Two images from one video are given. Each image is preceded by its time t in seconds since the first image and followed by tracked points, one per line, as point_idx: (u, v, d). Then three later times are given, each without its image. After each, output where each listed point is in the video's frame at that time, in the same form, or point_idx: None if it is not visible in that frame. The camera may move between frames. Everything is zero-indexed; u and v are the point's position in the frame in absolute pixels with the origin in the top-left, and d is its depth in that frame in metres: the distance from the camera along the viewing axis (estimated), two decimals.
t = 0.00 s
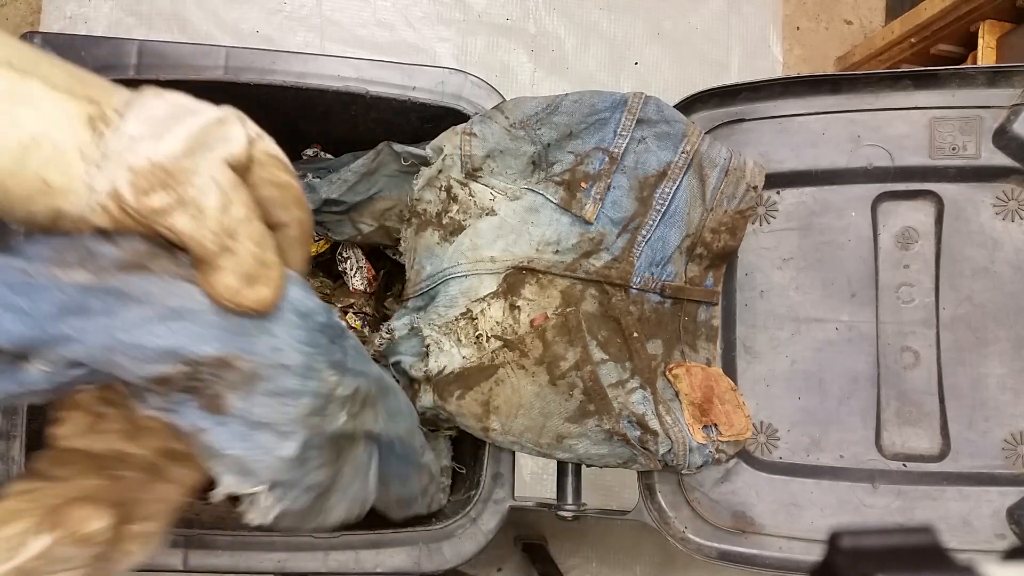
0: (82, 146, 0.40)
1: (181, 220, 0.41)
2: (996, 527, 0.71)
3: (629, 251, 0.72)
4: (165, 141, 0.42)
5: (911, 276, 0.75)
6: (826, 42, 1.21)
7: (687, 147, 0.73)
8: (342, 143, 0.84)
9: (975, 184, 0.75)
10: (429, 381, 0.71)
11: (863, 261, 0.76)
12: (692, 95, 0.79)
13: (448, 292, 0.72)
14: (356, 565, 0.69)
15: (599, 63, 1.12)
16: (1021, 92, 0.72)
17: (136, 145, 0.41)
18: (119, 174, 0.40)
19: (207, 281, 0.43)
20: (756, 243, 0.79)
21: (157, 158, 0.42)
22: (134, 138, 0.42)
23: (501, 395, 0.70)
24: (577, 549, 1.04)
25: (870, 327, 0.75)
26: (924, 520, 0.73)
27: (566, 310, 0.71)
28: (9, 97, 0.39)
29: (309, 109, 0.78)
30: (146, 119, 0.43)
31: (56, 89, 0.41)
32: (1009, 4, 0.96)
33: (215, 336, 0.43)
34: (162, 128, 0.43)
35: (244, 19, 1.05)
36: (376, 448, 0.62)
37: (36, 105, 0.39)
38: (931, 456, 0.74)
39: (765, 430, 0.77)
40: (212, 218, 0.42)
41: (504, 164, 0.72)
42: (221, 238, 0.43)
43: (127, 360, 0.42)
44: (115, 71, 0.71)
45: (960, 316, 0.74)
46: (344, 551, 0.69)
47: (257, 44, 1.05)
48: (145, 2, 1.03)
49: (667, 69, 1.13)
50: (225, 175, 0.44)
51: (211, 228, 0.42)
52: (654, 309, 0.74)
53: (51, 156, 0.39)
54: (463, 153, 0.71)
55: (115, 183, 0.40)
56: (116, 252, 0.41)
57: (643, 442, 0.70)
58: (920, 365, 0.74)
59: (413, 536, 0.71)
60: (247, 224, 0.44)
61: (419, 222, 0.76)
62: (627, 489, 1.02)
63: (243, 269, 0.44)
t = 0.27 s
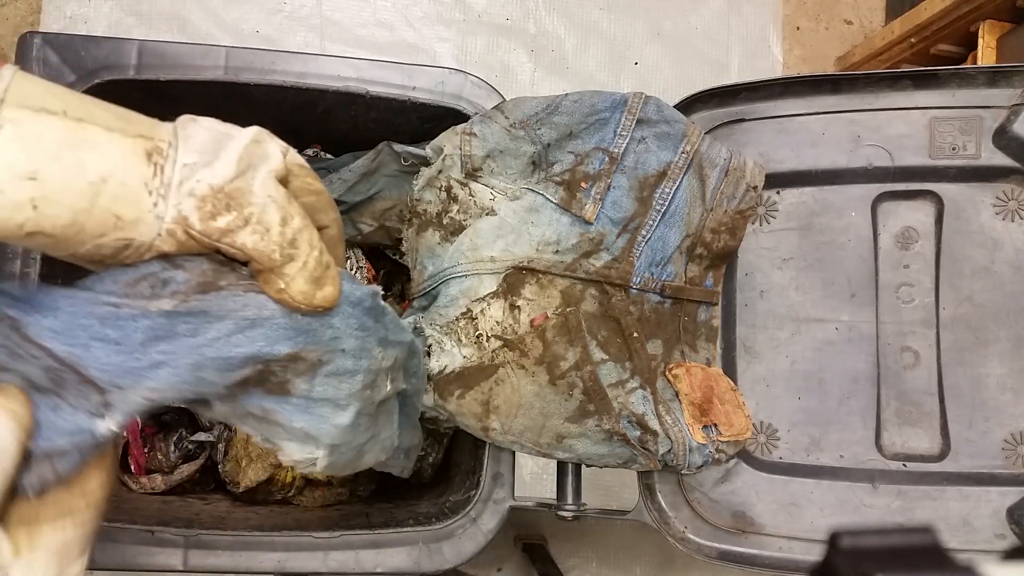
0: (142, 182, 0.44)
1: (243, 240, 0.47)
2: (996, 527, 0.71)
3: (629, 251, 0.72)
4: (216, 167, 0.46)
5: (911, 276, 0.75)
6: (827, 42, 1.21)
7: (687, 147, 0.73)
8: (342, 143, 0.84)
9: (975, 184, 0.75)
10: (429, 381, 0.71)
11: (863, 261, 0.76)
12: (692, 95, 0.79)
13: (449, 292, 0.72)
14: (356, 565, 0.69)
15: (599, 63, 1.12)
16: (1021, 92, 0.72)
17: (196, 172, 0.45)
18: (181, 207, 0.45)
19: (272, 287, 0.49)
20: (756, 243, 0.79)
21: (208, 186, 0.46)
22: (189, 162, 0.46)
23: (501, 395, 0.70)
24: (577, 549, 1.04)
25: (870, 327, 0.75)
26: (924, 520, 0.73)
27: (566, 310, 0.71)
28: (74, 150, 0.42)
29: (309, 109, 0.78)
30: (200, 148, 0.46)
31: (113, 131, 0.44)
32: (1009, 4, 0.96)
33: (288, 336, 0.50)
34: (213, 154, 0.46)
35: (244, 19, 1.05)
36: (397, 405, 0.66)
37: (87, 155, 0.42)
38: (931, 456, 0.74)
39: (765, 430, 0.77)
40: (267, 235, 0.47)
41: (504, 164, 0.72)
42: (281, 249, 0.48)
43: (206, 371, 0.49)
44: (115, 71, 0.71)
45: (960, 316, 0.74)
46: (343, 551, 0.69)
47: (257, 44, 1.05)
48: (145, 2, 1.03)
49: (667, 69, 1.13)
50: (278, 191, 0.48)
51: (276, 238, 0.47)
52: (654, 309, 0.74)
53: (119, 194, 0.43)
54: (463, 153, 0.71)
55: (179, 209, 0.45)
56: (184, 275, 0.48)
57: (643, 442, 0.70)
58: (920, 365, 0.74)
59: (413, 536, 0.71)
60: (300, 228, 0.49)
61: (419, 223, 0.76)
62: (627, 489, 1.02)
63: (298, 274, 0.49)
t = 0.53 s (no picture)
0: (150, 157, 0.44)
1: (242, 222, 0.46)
2: (996, 527, 0.71)
3: (629, 251, 0.72)
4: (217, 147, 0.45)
5: (911, 276, 0.75)
6: (827, 42, 1.21)
7: (687, 147, 0.73)
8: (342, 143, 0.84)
9: (975, 184, 0.75)
10: (429, 382, 0.71)
11: (863, 261, 0.76)
12: (692, 95, 0.79)
13: (449, 292, 0.72)
14: (355, 565, 0.69)
15: (599, 63, 1.12)
16: (1020, 92, 0.72)
17: (197, 149, 0.45)
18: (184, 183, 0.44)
19: (270, 266, 0.48)
20: (756, 243, 0.79)
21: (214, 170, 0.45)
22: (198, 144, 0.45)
23: (501, 395, 0.70)
24: (577, 549, 1.04)
25: (870, 327, 0.75)
26: (924, 520, 0.73)
27: (566, 310, 0.71)
28: (88, 117, 0.42)
29: (309, 109, 0.78)
30: (208, 130, 0.46)
31: (126, 103, 0.44)
32: (1009, 4, 0.96)
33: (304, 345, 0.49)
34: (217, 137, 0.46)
35: (244, 19, 1.05)
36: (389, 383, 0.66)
37: (97, 125, 0.42)
38: (931, 456, 0.74)
39: (765, 430, 0.77)
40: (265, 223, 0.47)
41: (504, 164, 0.72)
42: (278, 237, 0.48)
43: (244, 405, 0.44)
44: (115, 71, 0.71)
45: (960, 316, 0.74)
46: (343, 551, 0.69)
47: (257, 44, 1.05)
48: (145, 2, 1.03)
49: (667, 69, 1.13)
50: (279, 173, 0.48)
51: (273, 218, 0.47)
52: (654, 309, 0.74)
53: (127, 169, 0.43)
54: (462, 153, 0.71)
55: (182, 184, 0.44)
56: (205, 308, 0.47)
57: (643, 442, 0.70)
58: (920, 365, 0.74)
59: (414, 536, 0.71)
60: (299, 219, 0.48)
61: (419, 223, 0.76)
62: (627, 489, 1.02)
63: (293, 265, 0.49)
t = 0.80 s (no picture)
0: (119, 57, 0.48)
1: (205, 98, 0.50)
2: (996, 527, 0.71)
3: (629, 252, 0.72)
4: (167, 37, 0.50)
5: (911, 276, 0.75)
6: (827, 42, 1.21)
7: (687, 147, 0.73)
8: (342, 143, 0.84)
9: (975, 184, 0.75)
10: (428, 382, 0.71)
11: (863, 261, 0.76)
12: (692, 95, 0.79)
13: (448, 292, 0.72)
14: (356, 565, 0.69)
15: (599, 63, 1.12)
16: (1020, 92, 0.72)
17: (153, 42, 0.49)
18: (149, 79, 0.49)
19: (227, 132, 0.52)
20: (756, 243, 0.79)
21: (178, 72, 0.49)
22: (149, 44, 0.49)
23: (501, 395, 0.70)
24: (577, 549, 1.04)
25: (870, 327, 0.75)
26: (924, 520, 0.73)
27: (566, 310, 0.71)
28: (59, 24, 0.46)
29: (309, 109, 0.78)
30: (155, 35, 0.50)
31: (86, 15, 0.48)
32: (1009, 5, 0.96)
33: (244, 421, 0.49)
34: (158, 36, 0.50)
35: (244, 19, 1.05)
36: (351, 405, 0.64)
37: (79, 31, 0.47)
38: (931, 456, 0.74)
39: (765, 430, 0.77)
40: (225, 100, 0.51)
41: (505, 164, 0.72)
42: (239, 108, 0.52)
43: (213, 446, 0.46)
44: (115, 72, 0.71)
45: (960, 316, 0.74)
46: (343, 551, 0.69)
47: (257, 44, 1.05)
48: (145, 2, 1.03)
49: (668, 69, 1.13)
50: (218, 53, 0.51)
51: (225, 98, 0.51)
52: (654, 309, 0.74)
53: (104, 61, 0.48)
54: (463, 153, 0.71)
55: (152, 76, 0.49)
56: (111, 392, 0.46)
57: (643, 442, 0.70)
58: (920, 365, 0.74)
59: (414, 536, 0.71)
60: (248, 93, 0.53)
61: (419, 222, 0.75)
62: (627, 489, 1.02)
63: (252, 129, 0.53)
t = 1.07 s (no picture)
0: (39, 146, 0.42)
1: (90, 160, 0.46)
2: (996, 527, 0.71)
3: (629, 252, 0.72)
4: None
5: (911, 276, 0.75)
6: (827, 42, 1.21)
7: (687, 147, 0.73)
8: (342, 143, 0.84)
9: (975, 184, 0.75)
10: (427, 383, 0.71)
11: (863, 261, 0.76)
12: (692, 95, 0.79)
13: (447, 292, 0.72)
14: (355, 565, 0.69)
15: (599, 63, 1.12)
16: (1020, 92, 0.72)
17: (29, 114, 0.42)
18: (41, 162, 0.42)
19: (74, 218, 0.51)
20: (756, 243, 0.79)
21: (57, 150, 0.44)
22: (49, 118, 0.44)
23: (501, 395, 0.70)
24: (577, 549, 1.04)
25: (870, 327, 0.75)
26: (924, 520, 0.73)
27: (566, 310, 0.71)
28: None
29: (309, 109, 0.78)
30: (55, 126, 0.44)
31: None
32: (1009, 5, 0.96)
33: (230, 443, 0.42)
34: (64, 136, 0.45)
35: (244, 19, 1.05)
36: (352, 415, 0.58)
37: None
38: (931, 456, 0.74)
39: (765, 430, 0.77)
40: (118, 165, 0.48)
41: (504, 163, 0.72)
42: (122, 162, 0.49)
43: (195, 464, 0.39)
44: (116, 72, 0.71)
45: (960, 316, 0.74)
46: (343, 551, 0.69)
47: (257, 44, 1.05)
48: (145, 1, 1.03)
49: (668, 69, 1.13)
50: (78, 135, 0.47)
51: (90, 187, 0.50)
52: (654, 309, 0.74)
53: None
54: (463, 152, 0.71)
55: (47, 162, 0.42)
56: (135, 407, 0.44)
57: (643, 442, 0.70)
58: (920, 365, 0.74)
59: (414, 536, 0.71)
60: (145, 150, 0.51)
61: (418, 221, 0.75)
62: (627, 488, 1.02)
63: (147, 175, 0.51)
